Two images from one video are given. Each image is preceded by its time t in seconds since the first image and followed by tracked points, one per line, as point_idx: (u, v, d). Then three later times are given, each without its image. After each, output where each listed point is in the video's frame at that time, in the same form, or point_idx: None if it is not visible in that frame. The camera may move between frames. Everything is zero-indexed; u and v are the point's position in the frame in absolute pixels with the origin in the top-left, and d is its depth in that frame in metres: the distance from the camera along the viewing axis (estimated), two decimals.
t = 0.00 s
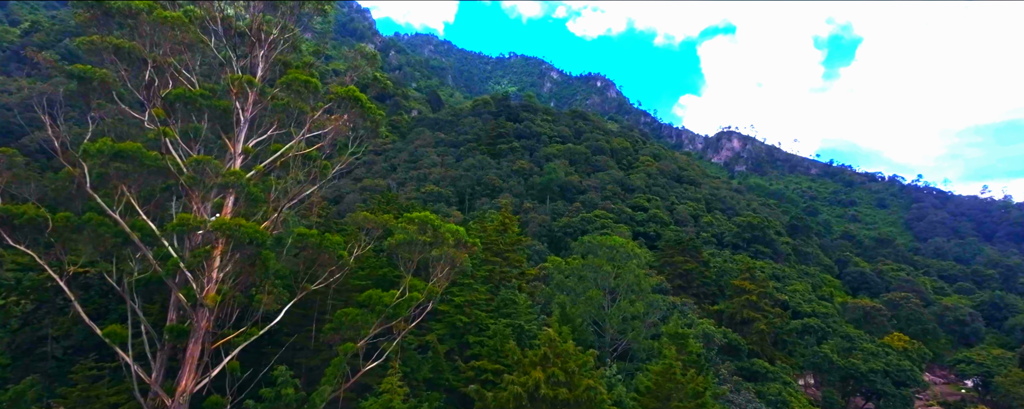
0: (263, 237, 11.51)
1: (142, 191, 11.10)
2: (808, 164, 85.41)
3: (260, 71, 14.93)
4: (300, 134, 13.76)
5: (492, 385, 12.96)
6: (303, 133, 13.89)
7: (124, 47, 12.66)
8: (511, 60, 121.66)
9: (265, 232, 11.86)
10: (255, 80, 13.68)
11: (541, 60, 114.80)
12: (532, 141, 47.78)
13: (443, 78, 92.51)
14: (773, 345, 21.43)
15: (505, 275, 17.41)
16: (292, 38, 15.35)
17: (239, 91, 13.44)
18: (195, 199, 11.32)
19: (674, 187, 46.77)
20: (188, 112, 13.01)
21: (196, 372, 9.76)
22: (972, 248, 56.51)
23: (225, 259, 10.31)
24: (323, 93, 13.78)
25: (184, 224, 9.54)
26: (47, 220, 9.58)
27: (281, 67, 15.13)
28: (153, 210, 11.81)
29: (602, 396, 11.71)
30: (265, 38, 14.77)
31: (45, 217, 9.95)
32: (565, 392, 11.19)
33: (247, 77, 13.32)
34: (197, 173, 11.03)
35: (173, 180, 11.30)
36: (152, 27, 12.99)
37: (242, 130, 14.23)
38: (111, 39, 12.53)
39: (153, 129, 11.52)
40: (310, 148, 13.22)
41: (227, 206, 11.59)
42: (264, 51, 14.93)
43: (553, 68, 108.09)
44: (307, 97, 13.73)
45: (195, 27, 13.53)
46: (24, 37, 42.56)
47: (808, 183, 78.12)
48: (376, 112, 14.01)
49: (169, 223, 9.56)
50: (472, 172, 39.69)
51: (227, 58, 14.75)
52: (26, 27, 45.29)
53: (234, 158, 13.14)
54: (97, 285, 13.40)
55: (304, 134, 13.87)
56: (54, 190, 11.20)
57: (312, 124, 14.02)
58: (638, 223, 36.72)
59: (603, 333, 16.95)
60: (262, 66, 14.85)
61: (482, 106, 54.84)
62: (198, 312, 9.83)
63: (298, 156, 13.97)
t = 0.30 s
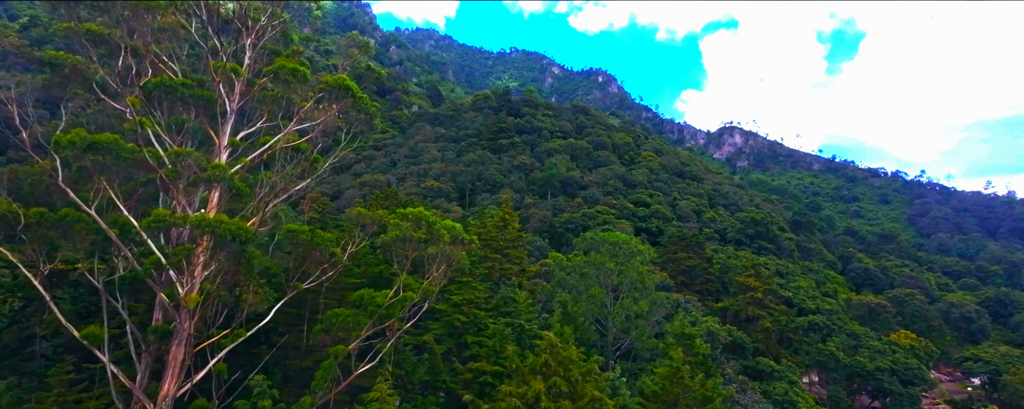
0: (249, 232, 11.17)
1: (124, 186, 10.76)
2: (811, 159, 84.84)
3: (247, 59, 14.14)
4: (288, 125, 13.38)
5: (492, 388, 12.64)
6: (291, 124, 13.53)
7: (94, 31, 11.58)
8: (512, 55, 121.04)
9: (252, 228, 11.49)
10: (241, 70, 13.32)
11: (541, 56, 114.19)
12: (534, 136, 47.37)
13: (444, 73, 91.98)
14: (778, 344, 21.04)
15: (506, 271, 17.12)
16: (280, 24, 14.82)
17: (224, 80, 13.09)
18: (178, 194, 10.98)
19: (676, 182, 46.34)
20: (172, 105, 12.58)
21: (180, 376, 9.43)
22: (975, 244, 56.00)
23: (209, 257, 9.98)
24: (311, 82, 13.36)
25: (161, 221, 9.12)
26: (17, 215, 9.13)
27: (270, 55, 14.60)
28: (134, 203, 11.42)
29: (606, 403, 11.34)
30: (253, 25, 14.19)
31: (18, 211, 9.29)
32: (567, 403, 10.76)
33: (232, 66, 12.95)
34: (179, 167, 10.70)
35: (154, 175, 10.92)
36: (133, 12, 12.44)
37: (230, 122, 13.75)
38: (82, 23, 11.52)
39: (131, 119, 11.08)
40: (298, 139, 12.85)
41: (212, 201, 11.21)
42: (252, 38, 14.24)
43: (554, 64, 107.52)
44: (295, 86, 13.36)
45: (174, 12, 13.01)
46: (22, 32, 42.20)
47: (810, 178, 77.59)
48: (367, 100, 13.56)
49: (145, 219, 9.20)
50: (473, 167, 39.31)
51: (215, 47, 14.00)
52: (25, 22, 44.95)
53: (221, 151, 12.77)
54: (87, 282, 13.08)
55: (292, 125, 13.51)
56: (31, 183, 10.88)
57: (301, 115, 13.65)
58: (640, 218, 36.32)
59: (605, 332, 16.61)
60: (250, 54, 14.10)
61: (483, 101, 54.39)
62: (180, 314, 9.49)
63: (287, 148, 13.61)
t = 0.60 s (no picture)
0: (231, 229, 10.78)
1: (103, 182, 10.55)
2: (813, 156, 84.33)
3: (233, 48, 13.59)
4: (275, 118, 12.97)
5: (491, 393, 12.30)
6: (279, 117, 13.14)
7: (74, 21, 11.34)
8: (513, 51, 120.48)
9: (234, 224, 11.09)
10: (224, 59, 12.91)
11: (542, 52, 113.71)
12: (534, 132, 46.94)
13: (444, 70, 91.51)
14: (783, 343, 20.65)
15: (506, 270, 16.82)
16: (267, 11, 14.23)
17: (204, 69, 12.79)
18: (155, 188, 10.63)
19: (678, 179, 45.93)
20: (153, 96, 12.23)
21: (161, 382, 9.06)
22: (978, 241, 55.53)
23: (188, 256, 9.59)
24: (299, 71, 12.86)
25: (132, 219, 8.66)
26: None
27: (255, 44, 13.95)
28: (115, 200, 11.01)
29: None
30: (238, 12, 13.52)
31: None
32: None
33: (212, 53, 12.53)
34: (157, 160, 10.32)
35: (132, 169, 10.56)
36: None
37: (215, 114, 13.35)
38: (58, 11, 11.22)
39: (106, 111, 10.69)
40: (284, 132, 12.45)
41: (194, 198, 10.87)
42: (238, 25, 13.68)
43: (555, 60, 107.05)
44: (282, 77, 12.92)
45: None
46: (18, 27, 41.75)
47: (813, 175, 77.10)
48: (357, 90, 13.11)
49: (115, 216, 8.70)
50: (473, 163, 38.95)
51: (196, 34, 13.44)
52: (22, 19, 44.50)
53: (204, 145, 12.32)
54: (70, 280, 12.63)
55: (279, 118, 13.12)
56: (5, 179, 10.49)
57: (289, 108, 13.25)
58: (642, 216, 35.92)
59: (608, 333, 16.26)
60: (235, 43, 13.49)
61: (483, 97, 53.98)
62: (160, 317, 9.11)
63: (274, 141, 13.22)
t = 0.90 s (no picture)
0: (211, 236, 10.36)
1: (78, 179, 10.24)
2: (813, 155, 83.99)
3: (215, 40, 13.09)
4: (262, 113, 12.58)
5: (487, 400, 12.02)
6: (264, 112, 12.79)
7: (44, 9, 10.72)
8: (512, 50, 120.09)
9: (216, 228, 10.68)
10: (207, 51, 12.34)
11: (542, 51, 113.31)
12: (534, 131, 46.57)
13: (444, 68, 91.12)
14: (787, 345, 20.28)
15: (504, 270, 16.56)
16: None
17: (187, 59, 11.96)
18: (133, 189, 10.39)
19: (678, 178, 45.55)
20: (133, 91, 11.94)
21: (135, 393, 8.72)
22: (979, 240, 55.21)
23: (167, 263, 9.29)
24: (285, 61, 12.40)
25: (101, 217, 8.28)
26: None
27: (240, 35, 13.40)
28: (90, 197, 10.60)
29: None
30: None
31: None
32: None
33: (193, 44, 11.93)
34: (131, 158, 10.04)
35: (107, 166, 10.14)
36: None
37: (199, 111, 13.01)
38: None
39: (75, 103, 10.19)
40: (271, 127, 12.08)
41: (174, 195, 10.52)
42: (223, 14, 13.11)
43: (555, 59, 106.67)
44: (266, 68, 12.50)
45: None
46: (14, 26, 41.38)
47: (813, 174, 76.78)
48: (345, 81, 12.71)
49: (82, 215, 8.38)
50: (471, 162, 38.58)
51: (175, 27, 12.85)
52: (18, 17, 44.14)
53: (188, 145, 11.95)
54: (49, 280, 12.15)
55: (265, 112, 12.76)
56: None
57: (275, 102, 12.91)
58: (642, 215, 35.56)
59: (610, 337, 16.01)
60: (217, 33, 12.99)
61: (482, 96, 53.63)
62: (135, 324, 8.81)
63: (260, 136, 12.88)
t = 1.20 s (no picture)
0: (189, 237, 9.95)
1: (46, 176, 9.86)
2: (810, 155, 83.75)
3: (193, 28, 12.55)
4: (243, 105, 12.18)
5: None
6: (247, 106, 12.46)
7: None
8: (510, 50, 119.74)
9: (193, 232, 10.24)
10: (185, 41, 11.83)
11: (540, 51, 112.98)
12: (532, 130, 46.21)
13: (441, 68, 90.69)
14: (790, 349, 19.90)
15: (501, 272, 16.44)
16: None
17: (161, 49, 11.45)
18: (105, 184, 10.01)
19: (677, 178, 45.20)
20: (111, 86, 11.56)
21: (105, 406, 8.41)
22: (978, 241, 54.97)
23: (142, 267, 8.88)
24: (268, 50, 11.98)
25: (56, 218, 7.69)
26: None
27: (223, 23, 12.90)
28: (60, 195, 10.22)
29: None
30: None
31: None
32: None
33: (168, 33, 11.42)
34: (101, 154, 9.61)
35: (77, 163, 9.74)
36: None
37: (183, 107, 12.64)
38: None
39: (36, 94, 9.61)
40: (254, 120, 11.72)
41: (150, 194, 10.16)
42: (201, 3, 12.57)
43: (553, 58, 106.36)
44: (246, 59, 12.09)
45: None
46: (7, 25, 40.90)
47: (812, 174, 76.56)
48: (331, 72, 12.41)
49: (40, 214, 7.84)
50: (469, 162, 38.20)
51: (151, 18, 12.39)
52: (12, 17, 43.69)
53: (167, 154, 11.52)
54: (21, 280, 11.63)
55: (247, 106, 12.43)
56: None
57: (258, 95, 12.54)
58: (641, 215, 35.22)
59: (610, 341, 15.70)
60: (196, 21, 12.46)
61: (480, 95, 53.29)
62: (104, 332, 8.46)
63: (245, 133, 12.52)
